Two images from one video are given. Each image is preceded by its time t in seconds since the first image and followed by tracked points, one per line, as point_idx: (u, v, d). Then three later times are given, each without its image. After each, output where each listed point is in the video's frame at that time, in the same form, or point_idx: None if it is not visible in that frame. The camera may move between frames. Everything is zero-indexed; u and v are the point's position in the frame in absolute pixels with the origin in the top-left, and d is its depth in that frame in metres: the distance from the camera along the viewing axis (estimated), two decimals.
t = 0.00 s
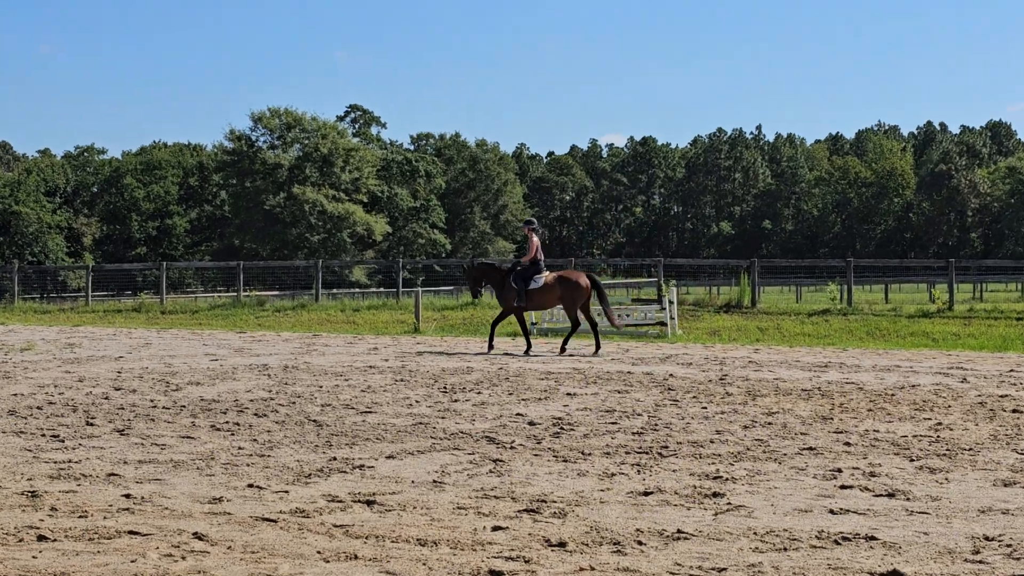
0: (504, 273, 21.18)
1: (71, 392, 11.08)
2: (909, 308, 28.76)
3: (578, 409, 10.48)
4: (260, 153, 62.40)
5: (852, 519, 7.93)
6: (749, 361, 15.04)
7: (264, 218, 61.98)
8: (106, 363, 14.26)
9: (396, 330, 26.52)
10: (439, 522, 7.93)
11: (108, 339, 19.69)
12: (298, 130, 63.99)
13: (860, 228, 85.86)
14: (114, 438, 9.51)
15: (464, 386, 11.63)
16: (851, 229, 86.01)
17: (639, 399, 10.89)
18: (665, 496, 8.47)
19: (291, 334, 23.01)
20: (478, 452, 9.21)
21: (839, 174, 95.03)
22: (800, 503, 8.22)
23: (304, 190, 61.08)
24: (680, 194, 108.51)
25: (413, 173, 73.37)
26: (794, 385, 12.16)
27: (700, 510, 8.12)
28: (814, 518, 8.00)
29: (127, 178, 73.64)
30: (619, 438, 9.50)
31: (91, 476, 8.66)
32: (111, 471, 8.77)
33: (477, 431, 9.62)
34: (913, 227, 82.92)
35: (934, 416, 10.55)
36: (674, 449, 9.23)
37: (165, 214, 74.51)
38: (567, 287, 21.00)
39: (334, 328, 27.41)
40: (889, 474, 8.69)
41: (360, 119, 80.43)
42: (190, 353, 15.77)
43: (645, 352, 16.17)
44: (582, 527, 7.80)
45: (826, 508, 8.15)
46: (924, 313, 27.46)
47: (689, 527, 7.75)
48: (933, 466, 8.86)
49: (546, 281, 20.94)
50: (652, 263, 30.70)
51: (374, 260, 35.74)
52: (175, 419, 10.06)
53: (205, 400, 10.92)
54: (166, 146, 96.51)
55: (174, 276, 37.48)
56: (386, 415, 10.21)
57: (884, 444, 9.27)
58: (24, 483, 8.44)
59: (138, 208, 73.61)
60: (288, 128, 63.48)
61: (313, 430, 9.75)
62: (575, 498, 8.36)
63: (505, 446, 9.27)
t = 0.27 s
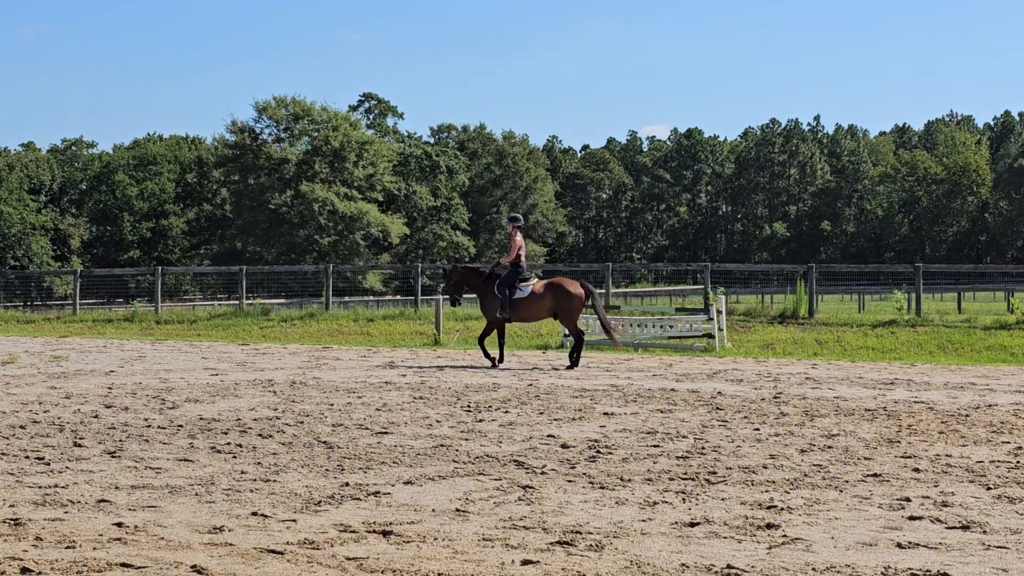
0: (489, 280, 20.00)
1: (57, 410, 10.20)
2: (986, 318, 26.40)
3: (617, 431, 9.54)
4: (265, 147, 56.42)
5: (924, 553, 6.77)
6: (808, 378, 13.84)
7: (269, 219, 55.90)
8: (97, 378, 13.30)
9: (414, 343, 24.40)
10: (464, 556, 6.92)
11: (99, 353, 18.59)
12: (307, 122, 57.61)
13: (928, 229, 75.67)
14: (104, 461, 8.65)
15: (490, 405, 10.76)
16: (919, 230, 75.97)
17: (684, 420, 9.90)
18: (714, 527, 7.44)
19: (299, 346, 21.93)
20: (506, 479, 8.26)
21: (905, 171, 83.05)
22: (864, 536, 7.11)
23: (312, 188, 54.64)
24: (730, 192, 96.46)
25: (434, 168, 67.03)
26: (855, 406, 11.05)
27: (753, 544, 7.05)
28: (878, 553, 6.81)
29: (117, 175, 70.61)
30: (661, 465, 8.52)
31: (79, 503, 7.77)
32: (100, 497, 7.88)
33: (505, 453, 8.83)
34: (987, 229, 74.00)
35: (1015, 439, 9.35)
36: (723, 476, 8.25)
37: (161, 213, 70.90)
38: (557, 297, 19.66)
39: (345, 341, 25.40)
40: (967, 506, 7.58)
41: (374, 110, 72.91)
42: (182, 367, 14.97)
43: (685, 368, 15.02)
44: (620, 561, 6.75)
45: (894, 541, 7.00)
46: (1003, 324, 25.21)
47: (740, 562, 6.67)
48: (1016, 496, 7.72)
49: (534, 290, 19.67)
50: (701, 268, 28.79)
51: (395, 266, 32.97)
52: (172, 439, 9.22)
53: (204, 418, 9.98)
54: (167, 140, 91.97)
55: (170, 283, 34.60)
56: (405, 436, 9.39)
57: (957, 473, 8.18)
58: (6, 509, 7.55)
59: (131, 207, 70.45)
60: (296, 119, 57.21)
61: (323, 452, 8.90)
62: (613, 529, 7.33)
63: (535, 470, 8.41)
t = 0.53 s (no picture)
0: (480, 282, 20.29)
1: (101, 413, 10.37)
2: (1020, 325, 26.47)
3: (653, 437, 9.65)
4: (304, 155, 55.79)
5: (961, 560, 6.82)
6: (843, 385, 13.89)
7: (308, 226, 55.59)
8: (139, 382, 13.42)
9: (452, 348, 24.35)
10: (502, 559, 7.01)
11: (138, 359, 18.74)
12: (345, 130, 57.05)
13: (963, 238, 73.14)
14: (148, 464, 8.81)
15: (527, 410, 10.87)
16: (953, 238, 73.53)
17: (719, 427, 10.02)
18: (749, 532, 7.54)
19: (336, 351, 22.06)
20: (544, 484, 8.38)
21: (940, 180, 79.46)
22: (899, 542, 7.17)
23: (350, 195, 54.11)
24: (764, 200, 93.63)
25: (471, 176, 67.44)
26: (891, 413, 11.11)
27: (789, 549, 7.14)
28: (914, 559, 6.88)
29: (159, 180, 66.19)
30: (698, 470, 8.64)
31: (124, 505, 7.91)
32: (144, 500, 8.03)
33: (543, 457, 8.97)
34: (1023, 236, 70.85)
35: None
36: (759, 482, 8.36)
37: (202, 220, 67.25)
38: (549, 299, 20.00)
39: (383, 346, 25.40)
40: (1003, 513, 7.63)
41: (413, 118, 73.33)
42: (224, 372, 15.02)
43: (722, 375, 15.03)
44: (659, 566, 6.83)
45: (929, 547, 7.06)
46: None
47: (778, 567, 6.76)
48: None
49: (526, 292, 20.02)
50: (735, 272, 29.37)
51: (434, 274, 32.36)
52: (214, 442, 9.38)
53: (246, 423, 10.13)
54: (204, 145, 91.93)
55: (212, 288, 34.14)
56: (444, 440, 9.52)
57: (993, 481, 8.24)
58: (55, 511, 7.71)
59: (173, 213, 66.42)
60: (336, 127, 56.63)
61: (363, 456, 9.04)
62: (651, 534, 7.41)
63: (572, 475, 8.54)
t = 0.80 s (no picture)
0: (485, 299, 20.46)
1: (151, 429, 10.49)
2: None
3: (700, 457, 9.63)
4: (352, 174, 57.21)
5: None
6: (894, 405, 13.79)
7: (356, 244, 56.50)
8: (188, 399, 13.56)
9: (499, 366, 24.40)
10: None
11: (183, 375, 19.01)
12: (393, 149, 58.72)
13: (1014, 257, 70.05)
14: (196, 480, 8.81)
15: (572, 428, 10.89)
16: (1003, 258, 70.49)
17: (767, 447, 9.99)
18: (798, 553, 7.43)
19: (381, 368, 22.25)
20: (590, 503, 8.34)
21: (988, 198, 76.35)
22: (950, 563, 7.04)
23: (397, 213, 55.53)
24: (812, 218, 92.71)
25: (517, 195, 69.53)
26: (943, 434, 10.99)
27: (838, 569, 7.03)
28: None
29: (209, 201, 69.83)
30: (745, 490, 8.59)
31: (171, 521, 7.88)
32: (192, 516, 8.00)
33: (589, 476, 8.98)
34: None
35: None
36: (807, 502, 8.31)
37: (249, 238, 70.09)
38: (553, 314, 20.17)
39: (430, 364, 25.54)
40: None
41: (461, 139, 80.05)
42: (272, 390, 15.05)
43: (767, 394, 14.94)
44: None
45: (982, 568, 6.92)
46: None
47: None
48: None
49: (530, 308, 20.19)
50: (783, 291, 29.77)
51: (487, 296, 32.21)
52: (262, 460, 9.40)
53: (295, 440, 10.20)
54: (250, 166, 94.22)
55: (259, 306, 34.92)
56: (490, 458, 9.53)
57: None
58: (103, 527, 7.65)
59: (221, 232, 69.47)
60: (383, 147, 58.64)
61: (409, 473, 9.05)
62: (698, 554, 7.29)
63: (618, 494, 8.51)
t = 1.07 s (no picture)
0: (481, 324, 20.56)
1: (194, 455, 10.64)
2: None
3: (742, 481, 9.63)
4: (394, 199, 59.20)
5: None
6: (937, 428, 13.73)
7: (395, 268, 58.68)
8: (230, 423, 13.75)
9: (538, 389, 24.41)
10: None
11: (224, 400, 19.21)
12: (434, 172, 60.39)
13: None
14: (238, 504, 8.87)
15: (614, 452, 10.95)
16: None
17: (809, 472, 10.01)
18: None
19: (421, 393, 22.37)
20: (631, 528, 8.29)
21: None
22: None
23: (438, 238, 57.23)
24: (854, 242, 90.96)
25: (558, 218, 70.41)
26: (989, 458, 10.90)
27: None
28: None
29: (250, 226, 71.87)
30: (787, 515, 8.57)
31: (213, 545, 7.83)
32: (234, 540, 7.97)
33: (630, 499, 9.01)
34: None
35: None
36: (849, 527, 8.27)
37: (292, 262, 72.01)
38: (551, 340, 20.33)
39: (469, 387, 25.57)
40: None
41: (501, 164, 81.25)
42: (313, 413, 15.18)
43: (810, 418, 14.90)
44: None
45: None
46: None
47: None
48: None
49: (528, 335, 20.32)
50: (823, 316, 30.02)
51: (532, 322, 32.01)
52: (303, 484, 9.47)
53: (337, 464, 10.33)
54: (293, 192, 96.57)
55: (301, 330, 34.94)
56: (531, 483, 9.56)
57: None
58: (146, 550, 7.62)
59: (264, 255, 71.44)
60: (424, 170, 60.25)
61: (451, 498, 9.08)
62: None
63: (660, 518, 8.48)
